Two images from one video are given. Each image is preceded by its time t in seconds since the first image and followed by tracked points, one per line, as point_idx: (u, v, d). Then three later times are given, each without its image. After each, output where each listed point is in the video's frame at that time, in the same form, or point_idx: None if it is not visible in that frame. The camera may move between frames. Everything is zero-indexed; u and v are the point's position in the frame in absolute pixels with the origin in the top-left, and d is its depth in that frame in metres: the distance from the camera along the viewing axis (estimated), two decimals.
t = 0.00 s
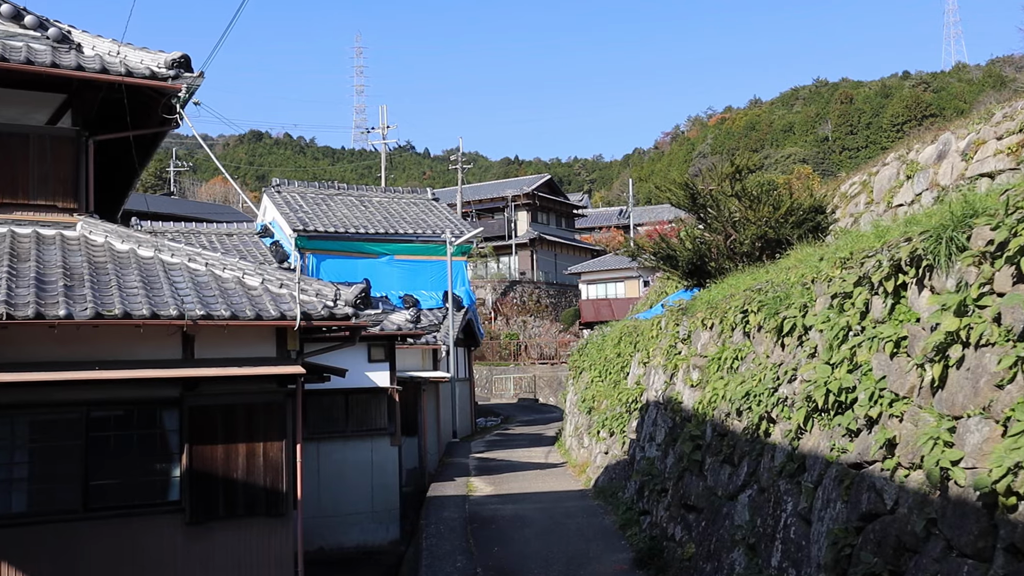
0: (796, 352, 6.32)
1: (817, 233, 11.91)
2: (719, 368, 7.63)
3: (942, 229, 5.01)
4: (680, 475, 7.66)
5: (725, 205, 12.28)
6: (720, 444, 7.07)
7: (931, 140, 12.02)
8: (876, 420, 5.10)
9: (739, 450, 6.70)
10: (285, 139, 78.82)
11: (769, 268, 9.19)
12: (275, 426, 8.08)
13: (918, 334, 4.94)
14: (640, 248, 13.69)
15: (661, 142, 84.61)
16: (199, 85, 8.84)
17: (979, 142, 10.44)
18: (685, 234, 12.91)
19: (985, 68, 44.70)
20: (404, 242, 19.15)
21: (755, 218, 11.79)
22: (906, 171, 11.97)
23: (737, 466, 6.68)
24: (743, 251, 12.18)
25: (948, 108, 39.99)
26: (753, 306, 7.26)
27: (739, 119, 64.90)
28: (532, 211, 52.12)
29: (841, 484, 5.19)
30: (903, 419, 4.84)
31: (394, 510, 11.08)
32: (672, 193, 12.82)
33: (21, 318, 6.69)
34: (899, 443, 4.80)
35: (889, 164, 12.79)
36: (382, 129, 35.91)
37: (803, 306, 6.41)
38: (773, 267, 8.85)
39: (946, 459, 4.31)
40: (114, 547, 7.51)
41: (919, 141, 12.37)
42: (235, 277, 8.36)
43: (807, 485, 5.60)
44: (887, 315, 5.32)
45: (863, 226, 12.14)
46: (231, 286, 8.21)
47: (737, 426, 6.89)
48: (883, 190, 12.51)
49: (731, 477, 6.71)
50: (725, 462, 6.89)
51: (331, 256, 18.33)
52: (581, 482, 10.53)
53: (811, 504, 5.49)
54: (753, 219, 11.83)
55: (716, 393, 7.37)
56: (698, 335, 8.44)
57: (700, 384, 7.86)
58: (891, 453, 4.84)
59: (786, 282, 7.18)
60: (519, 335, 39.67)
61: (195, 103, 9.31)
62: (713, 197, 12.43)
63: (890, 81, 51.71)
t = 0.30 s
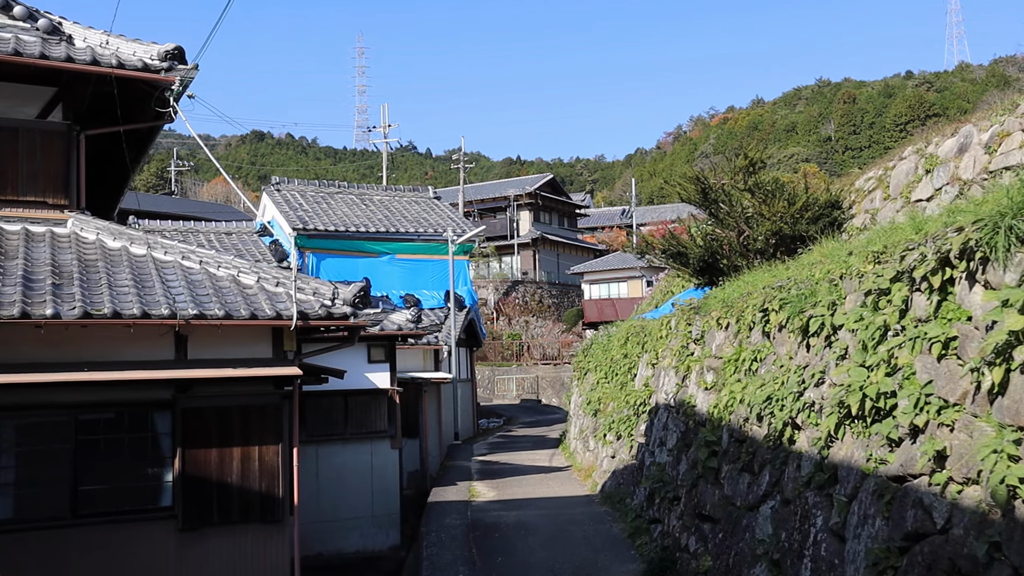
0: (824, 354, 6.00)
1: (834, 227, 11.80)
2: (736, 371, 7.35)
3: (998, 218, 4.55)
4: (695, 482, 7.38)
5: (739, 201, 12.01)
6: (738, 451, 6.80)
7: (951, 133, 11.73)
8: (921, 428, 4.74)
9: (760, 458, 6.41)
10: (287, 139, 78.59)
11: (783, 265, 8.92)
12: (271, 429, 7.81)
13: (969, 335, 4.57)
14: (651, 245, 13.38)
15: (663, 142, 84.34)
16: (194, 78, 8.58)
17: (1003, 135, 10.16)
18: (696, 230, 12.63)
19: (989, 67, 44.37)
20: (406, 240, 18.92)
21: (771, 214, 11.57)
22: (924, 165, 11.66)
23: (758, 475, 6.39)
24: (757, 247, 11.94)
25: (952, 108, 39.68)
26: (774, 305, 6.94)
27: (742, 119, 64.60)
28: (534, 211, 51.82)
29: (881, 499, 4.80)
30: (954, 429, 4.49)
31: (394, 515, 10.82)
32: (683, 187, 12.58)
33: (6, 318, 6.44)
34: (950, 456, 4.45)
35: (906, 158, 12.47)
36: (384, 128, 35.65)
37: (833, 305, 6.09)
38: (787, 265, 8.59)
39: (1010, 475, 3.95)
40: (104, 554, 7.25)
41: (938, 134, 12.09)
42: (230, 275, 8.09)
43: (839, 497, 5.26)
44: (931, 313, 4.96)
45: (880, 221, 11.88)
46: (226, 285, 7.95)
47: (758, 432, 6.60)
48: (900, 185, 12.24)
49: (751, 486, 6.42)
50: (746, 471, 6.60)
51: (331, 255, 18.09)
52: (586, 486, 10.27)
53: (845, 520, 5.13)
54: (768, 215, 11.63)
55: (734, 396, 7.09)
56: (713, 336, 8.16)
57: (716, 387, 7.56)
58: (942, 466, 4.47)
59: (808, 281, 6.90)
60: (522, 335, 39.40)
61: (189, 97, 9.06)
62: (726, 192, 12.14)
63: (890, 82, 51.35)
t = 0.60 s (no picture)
0: (861, 348, 5.67)
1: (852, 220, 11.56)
2: (758, 368, 7.07)
3: None
4: (713, 486, 7.11)
5: (754, 193, 11.75)
6: (761, 453, 6.54)
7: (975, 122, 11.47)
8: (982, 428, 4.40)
9: (787, 460, 6.14)
10: (289, 139, 78.37)
11: (800, 257, 8.66)
12: (268, 429, 7.55)
13: None
14: (662, 239, 13.10)
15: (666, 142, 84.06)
16: (190, 67, 8.32)
17: None
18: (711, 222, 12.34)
19: (995, 65, 44.03)
20: (408, 238, 18.66)
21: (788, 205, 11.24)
22: (947, 156, 11.44)
23: (785, 478, 6.12)
24: (774, 240, 11.58)
25: (957, 106, 39.35)
26: (802, 295, 6.61)
27: (745, 118, 64.31)
28: (538, 209, 51.49)
29: (934, 506, 4.47)
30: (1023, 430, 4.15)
31: (395, 517, 10.55)
32: (698, 176, 12.33)
33: None
34: (1019, 461, 4.13)
35: (928, 147, 12.21)
36: (387, 126, 35.35)
37: (871, 296, 5.76)
38: (805, 258, 8.32)
39: None
40: (95, 558, 7.00)
41: (961, 123, 11.82)
42: (226, 270, 7.83)
43: (881, 503, 4.96)
44: (990, 303, 4.63)
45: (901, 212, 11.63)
46: (222, 279, 7.69)
47: (785, 434, 6.31)
48: (920, 176, 11.99)
49: (778, 492, 6.13)
50: (771, 474, 6.33)
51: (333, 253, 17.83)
52: (594, 488, 10.01)
53: (889, 529, 4.82)
54: (786, 206, 11.29)
55: (758, 393, 6.78)
56: (731, 330, 7.87)
57: (738, 384, 7.26)
58: (1010, 472, 4.17)
59: (835, 272, 6.60)
60: (525, 335, 39.13)
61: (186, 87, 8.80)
62: (742, 182, 11.90)
63: (895, 81, 50.97)
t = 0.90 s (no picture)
0: (903, 348, 5.25)
1: (871, 217, 11.36)
2: (780, 369, 6.73)
3: None
4: (732, 494, 6.77)
5: (770, 186, 11.48)
6: (785, 460, 6.18)
7: (999, 113, 11.24)
8: None
9: (815, 469, 5.76)
10: (292, 138, 78.19)
11: (819, 254, 8.36)
12: (264, 432, 7.29)
13: None
14: (674, 234, 12.75)
15: (669, 142, 83.78)
16: (184, 57, 8.05)
17: None
18: (725, 217, 11.99)
19: (1002, 63, 43.70)
20: (410, 236, 18.41)
21: (806, 197, 11.06)
22: (970, 148, 11.16)
23: (812, 489, 5.73)
24: (790, 235, 11.31)
25: (962, 106, 38.99)
26: (833, 292, 6.21)
27: (748, 118, 64.01)
28: (541, 208, 51.20)
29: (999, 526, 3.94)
30: None
31: (396, 522, 10.30)
32: (713, 168, 11.95)
33: None
34: None
35: (950, 140, 12.00)
36: (388, 125, 35.06)
37: (911, 291, 5.35)
38: (823, 255, 8.01)
39: None
40: (83, 567, 6.74)
41: (984, 114, 11.58)
42: (221, 268, 7.57)
43: (928, 521, 4.48)
44: None
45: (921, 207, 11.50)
46: (217, 277, 7.44)
47: (813, 441, 5.93)
48: (941, 170, 11.73)
49: (806, 504, 5.72)
50: (797, 484, 5.94)
51: (333, 252, 17.59)
52: (601, 493, 9.74)
53: (939, 550, 4.31)
54: (804, 200, 11.09)
55: (784, 396, 6.41)
56: (750, 330, 7.55)
57: (761, 386, 6.89)
58: None
59: (864, 266, 6.21)
60: (528, 335, 38.86)
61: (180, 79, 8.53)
62: (759, 174, 11.54)
63: (899, 80, 50.61)
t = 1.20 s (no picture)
0: (946, 349, 4.84)
1: (890, 211, 11.03)
2: (802, 371, 6.38)
3: None
4: (750, 505, 6.43)
5: (786, 179, 11.16)
6: (810, 470, 5.81)
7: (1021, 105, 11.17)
8: None
9: (844, 480, 5.38)
10: (293, 138, 77.96)
11: (844, 248, 7.88)
12: (257, 435, 7.02)
13: None
14: (684, 229, 12.36)
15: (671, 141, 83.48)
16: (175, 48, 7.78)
17: None
18: (737, 212, 11.65)
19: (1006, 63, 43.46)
20: (412, 234, 18.15)
21: (824, 189, 10.73)
22: (993, 140, 10.98)
23: (841, 501, 5.34)
24: (806, 230, 10.96)
25: (967, 105, 38.64)
26: (862, 288, 5.84)
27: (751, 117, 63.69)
28: (543, 207, 50.92)
29: None
30: None
31: (396, 527, 10.03)
32: (725, 162, 11.52)
33: None
34: None
35: (972, 130, 11.95)
36: (389, 123, 34.79)
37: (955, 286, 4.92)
38: (842, 252, 7.68)
39: None
40: None
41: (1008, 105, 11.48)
42: (213, 265, 7.31)
43: (981, 543, 4.03)
44: None
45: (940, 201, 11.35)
46: (209, 274, 7.17)
47: (842, 449, 5.56)
48: (961, 163, 11.65)
49: (834, 517, 5.33)
50: (824, 495, 5.55)
51: (333, 250, 17.34)
52: (608, 498, 9.46)
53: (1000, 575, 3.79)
54: (823, 193, 10.74)
55: (811, 399, 6.05)
56: (770, 328, 7.20)
57: (786, 389, 6.50)
58: None
59: (899, 259, 5.77)
60: (531, 335, 38.57)
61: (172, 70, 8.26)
62: (775, 166, 11.19)
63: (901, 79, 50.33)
